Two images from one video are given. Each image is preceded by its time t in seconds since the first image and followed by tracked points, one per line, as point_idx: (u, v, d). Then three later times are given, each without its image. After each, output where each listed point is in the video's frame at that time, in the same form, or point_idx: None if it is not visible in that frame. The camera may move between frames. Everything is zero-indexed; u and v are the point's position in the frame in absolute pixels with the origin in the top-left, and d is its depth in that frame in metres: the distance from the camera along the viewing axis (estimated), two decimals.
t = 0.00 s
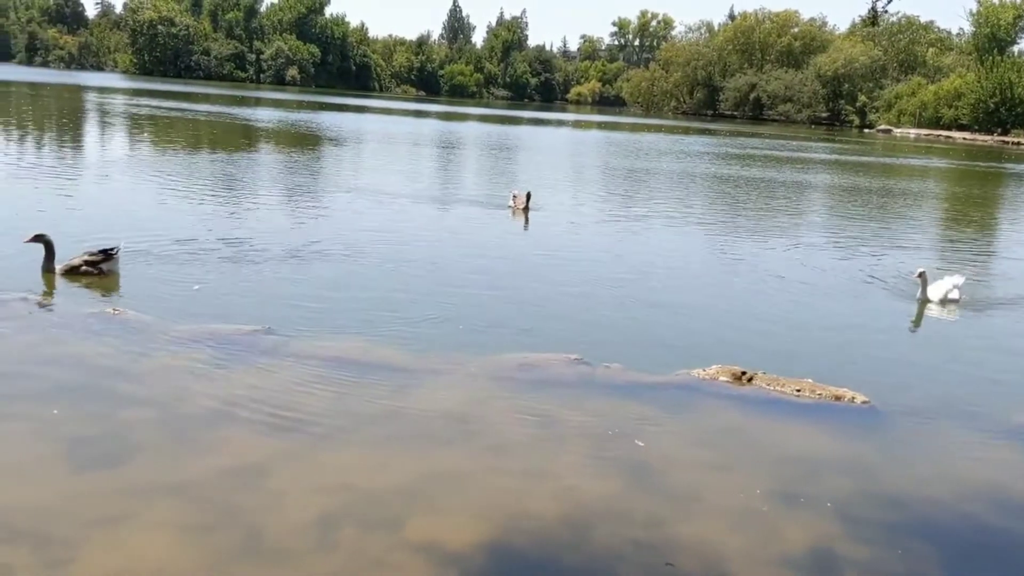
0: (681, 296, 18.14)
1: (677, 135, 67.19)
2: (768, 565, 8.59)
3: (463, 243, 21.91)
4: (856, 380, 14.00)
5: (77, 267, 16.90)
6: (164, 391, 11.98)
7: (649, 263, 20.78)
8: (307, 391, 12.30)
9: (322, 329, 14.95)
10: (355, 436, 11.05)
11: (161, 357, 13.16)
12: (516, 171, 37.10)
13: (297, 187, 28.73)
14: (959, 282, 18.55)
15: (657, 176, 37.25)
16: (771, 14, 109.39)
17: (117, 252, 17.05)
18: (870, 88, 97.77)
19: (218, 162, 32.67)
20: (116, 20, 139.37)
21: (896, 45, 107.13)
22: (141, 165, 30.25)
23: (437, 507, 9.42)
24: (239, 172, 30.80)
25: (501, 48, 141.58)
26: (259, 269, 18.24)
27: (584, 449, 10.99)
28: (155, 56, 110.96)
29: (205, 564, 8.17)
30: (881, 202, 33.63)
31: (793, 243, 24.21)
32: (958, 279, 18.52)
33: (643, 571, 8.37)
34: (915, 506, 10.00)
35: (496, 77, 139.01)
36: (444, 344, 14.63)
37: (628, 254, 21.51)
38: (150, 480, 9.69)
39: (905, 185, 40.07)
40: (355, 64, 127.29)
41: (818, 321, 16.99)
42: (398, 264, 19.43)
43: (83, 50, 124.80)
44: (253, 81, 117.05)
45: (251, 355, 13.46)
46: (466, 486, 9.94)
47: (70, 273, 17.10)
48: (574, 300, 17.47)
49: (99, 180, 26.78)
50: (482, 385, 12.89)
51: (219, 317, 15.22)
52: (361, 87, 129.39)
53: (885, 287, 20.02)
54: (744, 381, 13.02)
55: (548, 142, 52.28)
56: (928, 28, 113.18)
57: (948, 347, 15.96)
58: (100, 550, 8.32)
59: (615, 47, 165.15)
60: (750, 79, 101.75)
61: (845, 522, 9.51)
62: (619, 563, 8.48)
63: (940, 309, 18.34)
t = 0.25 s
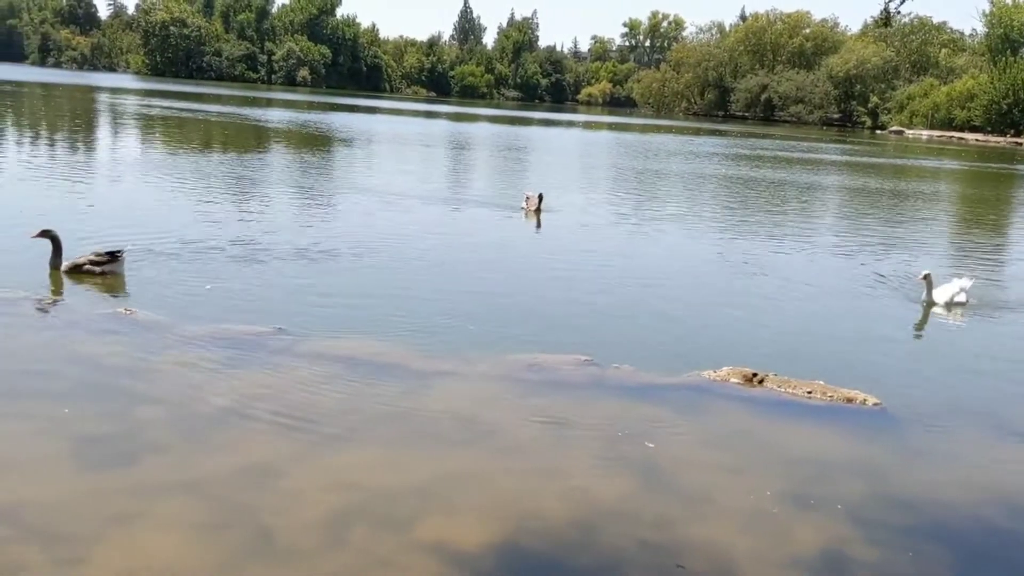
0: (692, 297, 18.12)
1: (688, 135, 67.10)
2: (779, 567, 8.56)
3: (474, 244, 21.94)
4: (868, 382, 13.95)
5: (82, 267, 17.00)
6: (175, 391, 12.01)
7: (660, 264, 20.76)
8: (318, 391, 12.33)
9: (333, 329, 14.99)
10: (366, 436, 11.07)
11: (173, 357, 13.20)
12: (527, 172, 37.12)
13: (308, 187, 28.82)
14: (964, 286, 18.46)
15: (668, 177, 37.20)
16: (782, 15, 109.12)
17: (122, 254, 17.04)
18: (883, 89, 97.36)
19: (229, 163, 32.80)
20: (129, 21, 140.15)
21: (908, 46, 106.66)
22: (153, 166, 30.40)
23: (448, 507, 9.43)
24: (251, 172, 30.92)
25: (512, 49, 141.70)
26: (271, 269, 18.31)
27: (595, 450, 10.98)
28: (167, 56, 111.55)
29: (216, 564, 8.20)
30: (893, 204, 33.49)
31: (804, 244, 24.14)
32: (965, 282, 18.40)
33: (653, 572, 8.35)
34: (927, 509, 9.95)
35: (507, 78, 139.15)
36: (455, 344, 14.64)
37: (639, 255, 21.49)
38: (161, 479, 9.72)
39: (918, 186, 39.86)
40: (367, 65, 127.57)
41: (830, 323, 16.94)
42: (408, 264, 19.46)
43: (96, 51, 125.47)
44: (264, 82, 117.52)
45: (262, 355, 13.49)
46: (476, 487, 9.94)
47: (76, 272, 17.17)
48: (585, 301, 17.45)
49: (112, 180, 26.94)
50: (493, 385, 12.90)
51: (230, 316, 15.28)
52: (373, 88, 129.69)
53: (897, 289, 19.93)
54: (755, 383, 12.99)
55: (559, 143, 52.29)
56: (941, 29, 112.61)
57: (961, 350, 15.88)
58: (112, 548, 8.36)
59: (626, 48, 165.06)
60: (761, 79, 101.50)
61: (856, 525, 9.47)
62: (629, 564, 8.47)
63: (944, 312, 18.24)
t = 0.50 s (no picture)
0: (698, 299, 18.11)
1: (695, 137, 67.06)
2: (786, 569, 8.55)
3: (480, 245, 21.97)
4: (875, 384, 13.92)
5: (78, 267, 17.11)
6: (185, 391, 12.06)
7: (667, 265, 20.76)
8: (324, 392, 12.36)
9: (339, 330, 15.02)
10: (373, 437, 11.08)
11: (183, 357, 13.24)
12: (533, 173, 37.13)
13: (314, 188, 28.90)
14: (969, 291, 18.31)
15: (674, 179, 37.20)
16: (789, 16, 109.00)
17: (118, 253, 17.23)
18: (890, 91, 97.14)
19: (237, 164, 32.93)
20: (137, 23, 140.59)
21: (916, 48, 106.41)
22: (161, 167, 30.52)
23: (455, 508, 9.44)
24: (257, 174, 31.01)
25: (519, 51, 141.80)
26: (277, 270, 18.37)
27: (601, 452, 10.97)
28: (174, 58, 111.89)
29: (223, 564, 8.22)
30: (900, 206, 33.39)
31: (810, 246, 24.10)
32: (969, 287, 18.26)
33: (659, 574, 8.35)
34: (935, 511, 9.92)
35: (513, 79, 139.24)
36: (461, 346, 14.66)
37: (645, 257, 21.49)
38: (169, 479, 9.76)
39: (926, 188, 39.76)
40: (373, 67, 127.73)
41: (837, 325, 16.92)
42: (415, 265, 19.50)
43: (104, 52, 125.94)
44: (271, 83, 117.78)
45: (268, 356, 13.52)
46: (483, 488, 9.95)
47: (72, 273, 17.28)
48: (591, 302, 17.46)
49: (119, 181, 27.03)
50: (499, 387, 12.92)
51: (236, 317, 15.32)
52: (379, 90, 129.87)
53: (904, 291, 19.88)
54: (761, 386, 12.99)
55: (565, 144, 52.32)
56: (949, 30, 112.33)
57: (968, 352, 15.83)
58: (119, 548, 8.38)
59: (632, 50, 165.03)
60: (768, 81, 101.38)
61: (863, 527, 9.46)
62: (636, 566, 8.46)
63: (946, 314, 18.16)
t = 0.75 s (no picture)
0: (705, 301, 18.08)
1: (703, 139, 66.98)
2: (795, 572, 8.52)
3: (488, 247, 21.97)
4: (884, 387, 13.87)
5: (77, 267, 17.16)
6: (193, 392, 12.09)
7: (674, 268, 20.72)
8: (331, 393, 12.36)
9: (346, 332, 15.02)
10: (380, 439, 11.08)
11: (191, 358, 13.28)
12: (541, 175, 37.12)
13: (321, 190, 28.94)
14: (971, 292, 18.10)
15: (682, 181, 37.14)
16: (797, 19, 108.85)
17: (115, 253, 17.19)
18: (898, 94, 96.91)
19: (245, 165, 33.04)
20: (146, 24, 140.98)
21: (924, 50, 106.13)
22: (169, 169, 30.60)
23: (462, 510, 9.44)
24: (264, 175, 31.08)
25: (526, 52, 141.84)
26: (284, 272, 18.39)
27: (609, 454, 10.95)
28: (182, 60, 112.17)
29: (230, 565, 8.22)
30: (908, 209, 33.29)
31: (818, 249, 24.03)
32: (971, 289, 18.06)
33: None
34: (944, 514, 9.88)
35: (520, 81, 139.26)
36: (468, 348, 14.65)
37: (652, 259, 21.46)
38: (177, 480, 9.77)
39: (934, 191, 39.62)
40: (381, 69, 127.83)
41: (845, 328, 16.86)
42: (422, 267, 19.50)
43: (112, 54, 126.54)
44: (279, 85, 117.97)
45: (275, 357, 13.53)
46: (490, 490, 9.93)
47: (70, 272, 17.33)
48: (599, 305, 17.44)
49: (127, 183, 27.11)
50: (506, 389, 12.90)
51: (243, 319, 15.34)
52: (387, 92, 129.98)
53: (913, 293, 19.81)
54: (769, 389, 12.96)
55: (573, 146, 52.32)
56: (957, 33, 112.06)
57: (977, 355, 15.76)
58: (126, 548, 8.39)
59: (640, 52, 164.91)
60: (775, 83, 101.23)
61: (872, 530, 9.42)
62: (643, 568, 8.45)
63: (947, 318, 17.97)
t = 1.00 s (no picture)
0: (714, 306, 18.04)
1: (711, 143, 66.90)
2: None
3: (496, 251, 21.97)
4: (893, 392, 13.82)
5: (78, 268, 17.35)
6: (202, 395, 12.11)
7: (682, 272, 20.69)
8: (339, 396, 12.38)
9: (354, 335, 15.03)
10: (388, 442, 11.08)
11: (199, 360, 13.29)
12: (549, 179, 37.13)
13: (329, 193, 29.00)
14: (975, 299, 17.99)
15: (690, 185, 37.09)
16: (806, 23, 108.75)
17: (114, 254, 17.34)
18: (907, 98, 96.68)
19: (254, 168, 33.13)
20: (155, 28, 141.42)
21: (934, 55, 105.88)
22: (178, 172, 30.70)
23: (469, 513, 9.44)
24: (273, 178, 31.17)
25: (535, 56, 141.97)
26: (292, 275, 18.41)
27: (617, 458, 10.94)
28: (192, 64, 112.53)
29: (238, 566, 8.24)
30: (918, 213, 33.17)
31: (826, 254, 23.96)
32: (975, 296, 17.95)
33: None
34: (954, 520, 9.83)
35: (529, 85, 139.33)
36: (476, 352, 14.65)
37: (660, 263, 21.43)
38: (185, 482, 9.80)
39: (943, 196, 39.49)
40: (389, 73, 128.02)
41: (853, 333, 16.81)
42: (430, 271, 19.52)
43: (123, 57, 127.04)
44: (288, 89, 118.22)
45: (283, 360, 13.56)
46: (497, 494, 9.92)
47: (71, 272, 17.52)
48: (607, 308, 17.42)
49: (135, 186, 27.20)
50: (513, 392, 12.90)
51: (251, 321, 15.37)
52: (395, 96, 130.14)
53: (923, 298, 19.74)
54: (778, 394, 12.91)
55: (581, 150, 52.34)
56: (967, 38, 111.80)
57: (987, 360, 15.69)
58: (134, 550, 8.42)
59: (648, 56, 164.84)
60: (784, 88, 101.06)
61: (881, 535, 9.39)
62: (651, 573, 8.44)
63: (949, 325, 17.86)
